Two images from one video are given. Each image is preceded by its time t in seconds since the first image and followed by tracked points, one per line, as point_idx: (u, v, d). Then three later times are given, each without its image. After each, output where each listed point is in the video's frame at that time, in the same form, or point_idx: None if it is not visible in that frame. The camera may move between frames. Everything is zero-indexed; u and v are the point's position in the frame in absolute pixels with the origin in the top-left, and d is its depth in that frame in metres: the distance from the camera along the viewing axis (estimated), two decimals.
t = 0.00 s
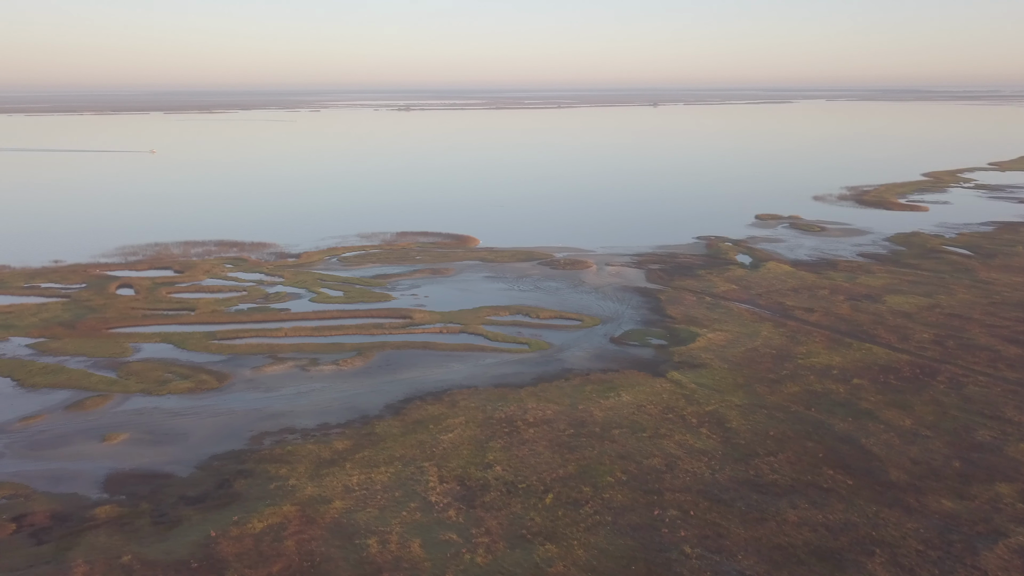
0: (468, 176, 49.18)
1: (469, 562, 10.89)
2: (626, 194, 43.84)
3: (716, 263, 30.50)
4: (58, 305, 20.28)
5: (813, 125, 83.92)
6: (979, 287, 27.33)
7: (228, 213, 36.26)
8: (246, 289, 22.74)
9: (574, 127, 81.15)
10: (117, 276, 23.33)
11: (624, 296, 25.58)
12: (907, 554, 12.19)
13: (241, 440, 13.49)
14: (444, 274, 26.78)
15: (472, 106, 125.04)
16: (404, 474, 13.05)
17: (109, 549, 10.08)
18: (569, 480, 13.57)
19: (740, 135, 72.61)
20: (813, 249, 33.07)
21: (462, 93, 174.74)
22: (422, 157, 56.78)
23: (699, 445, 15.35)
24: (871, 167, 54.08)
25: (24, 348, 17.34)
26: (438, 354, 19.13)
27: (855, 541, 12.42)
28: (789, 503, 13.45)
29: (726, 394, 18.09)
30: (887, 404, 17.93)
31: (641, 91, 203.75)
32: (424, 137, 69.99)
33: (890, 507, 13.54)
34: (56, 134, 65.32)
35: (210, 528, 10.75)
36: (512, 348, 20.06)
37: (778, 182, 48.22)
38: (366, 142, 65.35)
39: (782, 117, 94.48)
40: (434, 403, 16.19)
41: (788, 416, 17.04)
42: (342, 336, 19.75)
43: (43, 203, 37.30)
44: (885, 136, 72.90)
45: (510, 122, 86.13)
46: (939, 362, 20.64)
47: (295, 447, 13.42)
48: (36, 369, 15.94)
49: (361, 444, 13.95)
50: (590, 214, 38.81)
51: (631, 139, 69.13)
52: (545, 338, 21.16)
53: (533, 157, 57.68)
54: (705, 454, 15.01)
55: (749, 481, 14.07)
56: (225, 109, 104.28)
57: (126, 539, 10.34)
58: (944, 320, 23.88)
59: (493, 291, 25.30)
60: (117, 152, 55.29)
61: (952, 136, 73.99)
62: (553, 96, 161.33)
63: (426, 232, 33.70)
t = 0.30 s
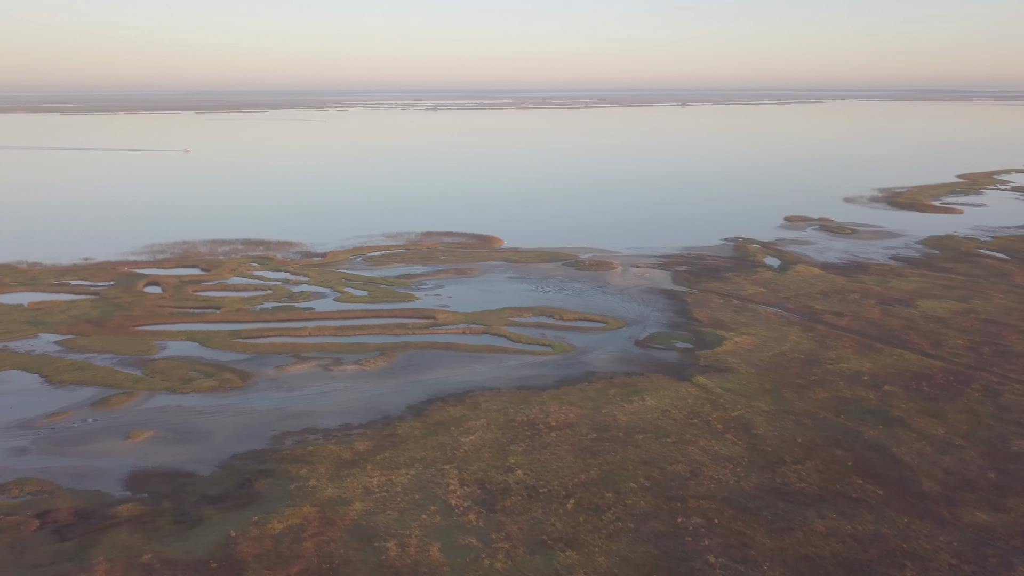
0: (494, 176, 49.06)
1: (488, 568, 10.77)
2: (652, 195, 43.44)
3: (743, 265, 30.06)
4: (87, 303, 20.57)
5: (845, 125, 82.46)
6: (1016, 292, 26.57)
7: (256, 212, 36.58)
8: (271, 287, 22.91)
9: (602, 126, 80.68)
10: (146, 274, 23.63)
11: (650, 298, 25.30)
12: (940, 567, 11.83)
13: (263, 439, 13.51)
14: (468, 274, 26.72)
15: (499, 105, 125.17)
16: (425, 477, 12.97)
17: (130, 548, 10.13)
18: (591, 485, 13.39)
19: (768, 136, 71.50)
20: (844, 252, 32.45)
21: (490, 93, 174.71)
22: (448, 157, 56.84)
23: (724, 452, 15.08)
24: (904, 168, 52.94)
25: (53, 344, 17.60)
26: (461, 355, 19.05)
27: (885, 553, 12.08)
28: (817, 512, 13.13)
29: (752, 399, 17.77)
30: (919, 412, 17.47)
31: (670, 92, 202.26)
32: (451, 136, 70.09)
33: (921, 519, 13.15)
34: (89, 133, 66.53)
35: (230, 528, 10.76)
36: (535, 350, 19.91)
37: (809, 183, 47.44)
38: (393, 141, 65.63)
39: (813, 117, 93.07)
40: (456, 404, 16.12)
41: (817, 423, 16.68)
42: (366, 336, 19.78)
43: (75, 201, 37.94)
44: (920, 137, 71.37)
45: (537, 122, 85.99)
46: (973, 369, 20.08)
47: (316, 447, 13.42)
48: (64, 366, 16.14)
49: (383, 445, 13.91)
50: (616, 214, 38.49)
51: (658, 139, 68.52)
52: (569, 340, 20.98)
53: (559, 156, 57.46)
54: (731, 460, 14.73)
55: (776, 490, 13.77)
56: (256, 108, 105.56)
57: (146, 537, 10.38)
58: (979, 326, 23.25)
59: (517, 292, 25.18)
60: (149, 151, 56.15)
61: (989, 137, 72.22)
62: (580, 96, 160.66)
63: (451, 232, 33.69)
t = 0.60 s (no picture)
0: (522, 176, 48.93)
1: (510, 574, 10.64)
2: (681, 196, 42.97)
3: (774, 268, 29.57)
4: (118, 300, 20.86)
5: (880, 125, 80.88)
6: None
7: (285, 212, 36.90)
8: (299, 286, 23.04)
9: (631, 127, 80.16)
10: (176, 272, 23.93)
11: (678, 300, 24.98)
12: None
13: (287, 439, 13.53)
14: (494, 274, 26.64)
15: (529, 105, 125.16)
16: (447, 480, 12.88)
17: (153, 546, 10.18)
18: (616, 491, 13.19)
19: (801, 136, 70.37)
20: (878, 255, 31.76)
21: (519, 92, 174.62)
22: (477, 157, 56.86)
23: (752, 459, 14.77)
24: (941, 170, 51.75)
25: (83, 341, 17.84)
26: (485, 356, 18.95)
27: (919, 568, 11.71)
28: (848, 523, 12.78)
29: (782, 405, 17.41)
30: (956, 421, 16.95)
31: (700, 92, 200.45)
32: (479, 136, 70.15)
33: (958, 533, 12.73)
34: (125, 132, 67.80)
35: (252, 528, 10.77)
36: (561, 353, 19.75)
37: (842, 185, 46.55)
38: (422, 141, 65.89)
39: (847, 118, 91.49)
40: (479, 406, 16.01)
41: (848, 431, 16.27)
42: (391, 336, 19.78)
43: (110, 199, 38.60)
44: (958, 138, 69.69)
45: (566, 123, 85.68)
46: (1012, 377, 19.46)
47: (339, 448, 13.40)
48: (93, 363, 16.36)
49: (405, 447, 13.85)
50: (643, 216, 38.13)
51: (688, 140, 67.87)
52: (595, 343, 20.78)
53: (588, 157, 57.17)
54: (760, 468, 14.43)
55: (805, 499, 13.44)
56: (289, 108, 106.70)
57: (170, 536, 10.44)
58: (1019, 333, 22.55)
59: (544, 293, 25.02)
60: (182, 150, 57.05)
61: None
62: (609, 97, 159.57)
63: (478, 232, 33.64)
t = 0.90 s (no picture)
0: (550, 176, 48.67)
1: None
2: (712, 197, 42.39)
3: (807, 271, 28.99)
4: (149, 298, 21.13)
5: (918, 126, 79.06)
6: None
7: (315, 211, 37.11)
8: (327, 286, 23.14)
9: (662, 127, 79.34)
10: (206, 270, 24.18)
11: (708, 303, 24.60)
12: None
13: (312, 439, 13.55)
14: (521, 275, 26.51)
15: (559, 104, 124.76)
16: (470, 483, 12.77)
17: (176, 545, 10.22)
18: (641, 498, 12.96)
19: (834, 137, 69.13)
20: (915, 259, 30.99)
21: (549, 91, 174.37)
22: (505, 156, 56.74)
23: (783, 467, 14.44)
24: (982, 172, 50.40)
25: (114, 338, 18.08)
26: (511, 358, 18.83)
27: None
28: (882, 536, 12.41)
29: (813, 412, 17.01)
30: (996, 431, 16.39)
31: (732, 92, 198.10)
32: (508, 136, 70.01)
33: (997, 548, 12.28)
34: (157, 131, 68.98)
35: (275, 528, 10.78)
36: (588, 356, 19.55)
37: (878, 187, 45.53)
38: (451, 141, 65.93)
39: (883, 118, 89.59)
40: (504, 409, 15.88)
41: (883, 440, 15.82)
42: (417, 336, 19.74)
43: (142, 197, 39.22)
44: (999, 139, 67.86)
45: (596, 122, 85.10)
46: None
47: (364, 449, 13.38)
48: (123, 360, 16.56)
49: (429, 449, 13.78)
50: (673, 217, 37.67)
51: (719, 140, 66.99)
52: (622, 346, 20.55)
53: (617, 157, 56.71)
54: (790, 477, 14.09)
55: (837, 510, 13.08)
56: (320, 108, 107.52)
57: (193, 534, 10.48)
58: None
59: (571, 295, 24.82)
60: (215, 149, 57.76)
61: None
62: (640, 95, 158.82)
63: (506, 233, 33.51)
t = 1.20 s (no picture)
0: (579, 176, 48.33)
1: None
2: (743, 198, 41.72)
3: (840, 275, 28.40)
4: (180, 296, 21.37)
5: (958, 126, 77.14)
6: None
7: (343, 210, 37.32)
8: (355, 285, 23.21)
9: (694, 127, 78.41)
10: (236, 269, 24.41)
11: (739, 307, 24.20)
12: None
13: (336, 439, 13.55)
14: (549, 276, 26.34)
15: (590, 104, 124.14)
16: (494, 487, 12.66)
17: (200, 544, 10.26)
18: (668, 505, 12.73)
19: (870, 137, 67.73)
20: (953, 263, 30.18)
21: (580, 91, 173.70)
22: (534, 157, 56.48)
23: (814, 476, 14.09)
24: None
25: (145, 336, 18.31)
26: (538, 360, 18.68)
27: None
28: (917, 550, 12.02)
29: (847, 420, 16.60)
30: None
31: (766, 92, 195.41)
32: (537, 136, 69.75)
33: None
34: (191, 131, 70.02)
35: (298, 529, 10.77)
36: (615, 358, 19.33)
37: (915, 188, 44.46)
38: (480, 141, 65.95)
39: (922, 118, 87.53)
40: (529, 412, 15.74)
41: (919, 450, 15.36)
42: (443, 337, 19.70)
43: (173, 196, 39.71)
44: None
45: (626, 123, 84.41)
46: None
47: (388, 450, 13.34)
48: (153, 358, 16.76)
49: (453, 451, 13.70)
50: (704, 218, 37.18)
51: (752, 141, 65.99)
52: (651, 349, 20.28)
53: (647, 158, 56.16)
54: (822, 486, 13.74)
55: (871, 522, 12.71)
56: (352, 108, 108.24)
57: (217, 534, 10.52)
58: None
59: (600, 296, 24.59)
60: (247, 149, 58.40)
61: None
62: (671, 95, 157.30)
63: (535, 234, 33.33)
